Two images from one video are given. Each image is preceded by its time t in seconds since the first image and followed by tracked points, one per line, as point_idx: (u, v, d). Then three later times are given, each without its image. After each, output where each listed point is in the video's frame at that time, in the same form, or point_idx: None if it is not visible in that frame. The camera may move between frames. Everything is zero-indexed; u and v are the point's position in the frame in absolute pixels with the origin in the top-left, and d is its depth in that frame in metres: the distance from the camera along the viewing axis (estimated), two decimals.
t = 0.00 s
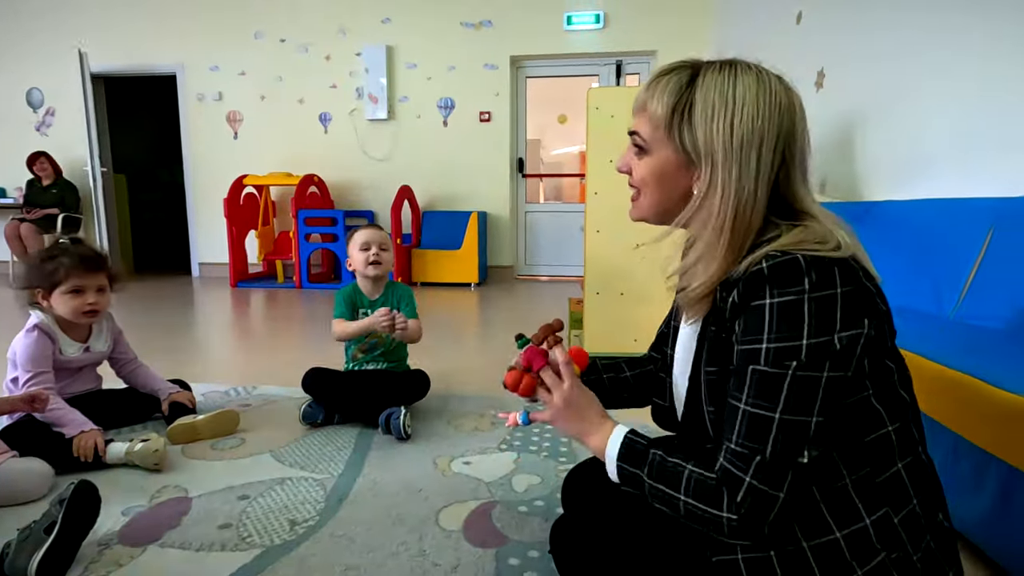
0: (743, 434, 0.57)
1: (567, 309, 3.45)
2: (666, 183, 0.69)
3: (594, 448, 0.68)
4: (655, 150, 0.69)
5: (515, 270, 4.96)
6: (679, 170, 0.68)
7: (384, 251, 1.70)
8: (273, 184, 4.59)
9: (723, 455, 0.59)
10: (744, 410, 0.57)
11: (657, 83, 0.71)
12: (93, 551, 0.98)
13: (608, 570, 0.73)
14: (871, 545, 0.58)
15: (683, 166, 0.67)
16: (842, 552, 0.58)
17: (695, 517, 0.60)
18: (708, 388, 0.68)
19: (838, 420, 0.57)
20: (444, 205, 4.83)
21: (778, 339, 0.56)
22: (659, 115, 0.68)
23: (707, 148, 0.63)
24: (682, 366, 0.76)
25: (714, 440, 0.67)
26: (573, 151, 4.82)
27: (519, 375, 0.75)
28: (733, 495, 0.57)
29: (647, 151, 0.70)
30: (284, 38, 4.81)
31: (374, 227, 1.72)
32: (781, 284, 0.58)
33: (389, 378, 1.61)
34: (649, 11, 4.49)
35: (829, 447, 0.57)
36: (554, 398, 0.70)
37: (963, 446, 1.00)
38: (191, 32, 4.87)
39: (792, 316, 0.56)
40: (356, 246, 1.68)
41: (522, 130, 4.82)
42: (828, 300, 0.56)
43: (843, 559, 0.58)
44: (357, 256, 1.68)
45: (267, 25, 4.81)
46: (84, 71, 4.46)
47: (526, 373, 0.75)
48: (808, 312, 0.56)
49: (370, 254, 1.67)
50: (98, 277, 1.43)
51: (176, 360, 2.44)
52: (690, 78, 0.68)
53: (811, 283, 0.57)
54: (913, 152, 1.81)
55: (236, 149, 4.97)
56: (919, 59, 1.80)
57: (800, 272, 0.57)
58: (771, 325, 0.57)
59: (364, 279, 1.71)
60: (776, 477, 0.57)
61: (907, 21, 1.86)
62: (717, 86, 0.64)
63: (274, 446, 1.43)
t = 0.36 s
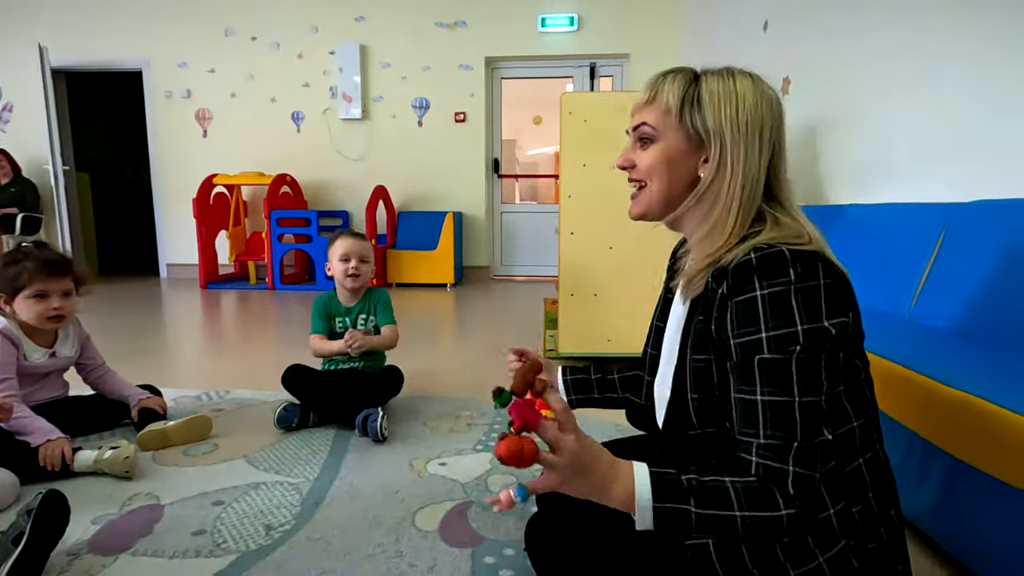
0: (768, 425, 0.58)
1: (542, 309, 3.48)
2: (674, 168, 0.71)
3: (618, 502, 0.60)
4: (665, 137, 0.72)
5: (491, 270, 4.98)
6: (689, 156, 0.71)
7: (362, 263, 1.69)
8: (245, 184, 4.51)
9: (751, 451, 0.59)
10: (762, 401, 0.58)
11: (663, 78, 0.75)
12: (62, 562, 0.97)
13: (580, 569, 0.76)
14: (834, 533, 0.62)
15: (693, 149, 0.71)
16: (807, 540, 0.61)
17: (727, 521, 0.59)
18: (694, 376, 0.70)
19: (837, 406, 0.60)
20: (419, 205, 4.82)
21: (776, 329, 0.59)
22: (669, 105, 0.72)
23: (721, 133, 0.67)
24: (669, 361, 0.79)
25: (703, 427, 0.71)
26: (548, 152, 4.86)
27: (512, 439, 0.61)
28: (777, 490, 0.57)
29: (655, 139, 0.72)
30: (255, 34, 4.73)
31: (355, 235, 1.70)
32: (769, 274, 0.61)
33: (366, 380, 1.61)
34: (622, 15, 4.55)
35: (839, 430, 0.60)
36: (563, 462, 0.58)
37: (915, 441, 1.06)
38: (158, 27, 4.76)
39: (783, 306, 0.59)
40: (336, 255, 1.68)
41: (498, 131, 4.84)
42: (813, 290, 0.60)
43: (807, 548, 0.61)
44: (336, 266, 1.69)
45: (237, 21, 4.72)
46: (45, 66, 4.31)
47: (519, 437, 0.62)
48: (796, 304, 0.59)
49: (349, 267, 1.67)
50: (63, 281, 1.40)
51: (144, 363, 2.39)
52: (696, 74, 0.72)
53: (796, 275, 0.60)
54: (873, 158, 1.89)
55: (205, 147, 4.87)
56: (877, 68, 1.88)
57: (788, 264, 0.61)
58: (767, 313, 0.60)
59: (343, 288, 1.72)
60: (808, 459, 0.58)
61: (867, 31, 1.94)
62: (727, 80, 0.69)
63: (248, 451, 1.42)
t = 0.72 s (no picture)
0: (783, 384, 0.56)
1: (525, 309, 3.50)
2: (703, 151, 0.72)
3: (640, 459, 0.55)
4: (692, 122, 0.73)
5: (474, 270, 4.98)
6: (716, 140, 0.72)
7: (350, 266, 1.69)
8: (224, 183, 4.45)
9: (768, 414, 0.56)
10: (774, 362, 0.57)
11: (683, 72, 0.76)
12: (41, 566, 0.96)
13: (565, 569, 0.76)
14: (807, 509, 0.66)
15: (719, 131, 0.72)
16: (781, 512, 0.65)
17: (742, 481, 0.54)
18: (688, 346, 0.69)
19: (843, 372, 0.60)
20: (402, 204, 4.80)
21: (778, 294, 0.60)
22: (695, 92, 0.73)
23: (749, 117, 0.70)
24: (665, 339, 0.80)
25: (690, 399, 0.70)
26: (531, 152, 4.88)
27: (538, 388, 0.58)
28: (800, 445, 0.54)
29: (682, 124, 0.73)
30: (234, 32, 4.67)
31: (345, 235, 1.70)
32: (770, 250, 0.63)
33: (349, 380, 1.61)
34: (603, 16, 4.59)
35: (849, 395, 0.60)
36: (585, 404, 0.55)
37: (883, 434, 1.10)
38: (134, 24, 4.67)
39: (784, 274, 0.61)
40: (324, 255, 1.68)
41: (480, 131, 4.85)
42: (810, 266, 0.62)
43: (780, 521, 0.65)
44: (323, 265, 1.68)
45: (216, 19, 4.66)
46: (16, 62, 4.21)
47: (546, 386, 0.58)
48: (794, 275, 0.60)
49: (337, 269, 1.67)
50: (38, 281, 1.38)
51: (121, 366, 2.35)
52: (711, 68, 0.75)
53: (795, 254, 0.62)
54: (846, 160, 1.94)
55: (183, 145, 4.79)
56: (849, 73, 1.93)
57: (786, 243, 0.64)
58: (768, 283, 0.61)
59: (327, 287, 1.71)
60: (824, 416, 0.56)
61: (840, 37, 1.99)
62: (747, 73, 0.73)
63: (231, 452, 1.42)
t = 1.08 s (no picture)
0: (739, 378, 0.60)
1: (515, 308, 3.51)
2: (718, 148, 0.73)
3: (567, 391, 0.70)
4: (710, 119, 0.73)
5: (464, 270, 4.98)
6: (729, 140, 0.73)
7: (339, 264, 1.68)
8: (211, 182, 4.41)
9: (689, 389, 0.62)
10: (744, 358, 0.60)
11: (704, 73, 0.78)
12: (29, 569, 0.95)
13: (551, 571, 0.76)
14: (785, 493, 0.65)
15: (736, 132, 0.73)
16: (761, 494, 0.65)
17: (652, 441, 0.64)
18: (681, 328, 0.70)
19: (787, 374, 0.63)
20: (391, 204, 4.79)
21: (755, 287, 0.62)
22: (716, 91, 0.74)
23: (766, 124, 0.72)
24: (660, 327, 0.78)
25: (677, 381, 0.70)
26: (521, 152, 4.89)
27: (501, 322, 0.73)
28: (696, 420, 0.61)
29: (700, 119, 0.74)
30: (222, 30, 4.63)
31: (337, 233, 1.69)
32: (762, 242, 0.64)
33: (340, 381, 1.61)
34: (593, 17, 4.61)
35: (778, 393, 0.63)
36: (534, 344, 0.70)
37: (868, 432, 1.11)
38: (119, 21, 4.61)
39: (769, 271, 0.62)
40: (314, 251, 1.67)
41: (470, 131, 4.85)
42: (797, 267, 0.63)
43: (760, 502, 0.65)
44: (314, 261, 1.68)
45: (202, 17, 4.62)
46: None
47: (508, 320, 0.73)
48: (780, 271, 0.62)
49: (327, 266, 1.67)
50: (5, 272, 1.37)
51: (107, 367, 2.33)
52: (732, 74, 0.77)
53: (784, 247, 0.64)
54: (831, 160, 1.98)
55: (169, 144, 4.74)
56: (834, 76, 1.96)
57: (778, 237, 0.64)
58: (749, 275, 0.63)
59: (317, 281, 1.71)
60: (735, 406, 0.61)
61: (824, 41, 2.02)
62: (764, 86, 0.75)
63: (222, 453, 1.42)
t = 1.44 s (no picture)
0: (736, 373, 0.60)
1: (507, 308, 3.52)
2: (698, 147, 0.74)
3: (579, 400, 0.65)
4: (696, 118, 0.75)
5: (456, 269, 4.98)
6: (710, 141, 0.74)
7: (326, 264, 1.68)
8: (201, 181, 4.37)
9: (699, 392, 0.62)
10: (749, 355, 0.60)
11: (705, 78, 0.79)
12: (18, 571, 0.94)
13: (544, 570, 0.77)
14: (774, 487, 0.66)
15: (719, 135, 0.74)
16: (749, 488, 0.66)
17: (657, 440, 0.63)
18: (667, 328, 0.71)
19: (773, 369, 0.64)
20: (383, 204, 4.78)
21: (745, 287, 0.62)
22: (710, 96, 0.75)
23: (752, 135, 0.72)
24: (643, 331, 0.78)
25: (670, 377, 0.71)
26: (513, 151, 4.89)
27: (517, 317, 0.64)
28: (718, 423, 0.60)
29: (687, 118, 0.75)
30: (212, 27, 4.60)
31: (324, 234, 1.69)
32: (746, 241, 0.65)
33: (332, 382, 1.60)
34: (585, 17, 4.62)
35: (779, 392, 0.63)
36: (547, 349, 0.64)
37: (855, 429, 1.12)
38: (106, 18, 4.57)
39: (755, 268, 0.63)
40: (300, 255, 1.66)
41: (462, 131, 4.85)
42: (780, 264, 0.63)
43: (749, 496, 0.65)
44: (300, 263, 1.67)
45: (192, 14, 4.58)
46: None
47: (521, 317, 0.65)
48: (766, 269, 0.63)
49: (315, 268, 1.66)
50: None
51: (96, 367, 2.31)
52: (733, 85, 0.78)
53: (768, 245, 0.64)
54: (820, 161, 2.00)
55: (158, 143, 4.70)
56: (824, 77, 1.98)
57: (759, 234, 0.65)
58: (739, 272, 0.63)
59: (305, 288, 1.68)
60: (751, 406, 0.60)
61: (814, 43, 2.04)
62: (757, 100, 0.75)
63: (213, 453, 1.41)
